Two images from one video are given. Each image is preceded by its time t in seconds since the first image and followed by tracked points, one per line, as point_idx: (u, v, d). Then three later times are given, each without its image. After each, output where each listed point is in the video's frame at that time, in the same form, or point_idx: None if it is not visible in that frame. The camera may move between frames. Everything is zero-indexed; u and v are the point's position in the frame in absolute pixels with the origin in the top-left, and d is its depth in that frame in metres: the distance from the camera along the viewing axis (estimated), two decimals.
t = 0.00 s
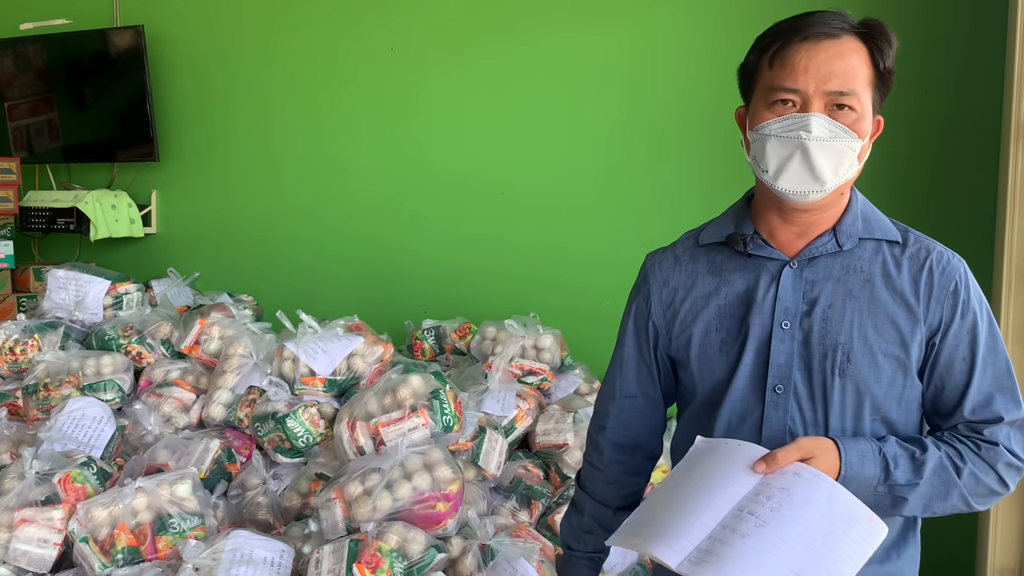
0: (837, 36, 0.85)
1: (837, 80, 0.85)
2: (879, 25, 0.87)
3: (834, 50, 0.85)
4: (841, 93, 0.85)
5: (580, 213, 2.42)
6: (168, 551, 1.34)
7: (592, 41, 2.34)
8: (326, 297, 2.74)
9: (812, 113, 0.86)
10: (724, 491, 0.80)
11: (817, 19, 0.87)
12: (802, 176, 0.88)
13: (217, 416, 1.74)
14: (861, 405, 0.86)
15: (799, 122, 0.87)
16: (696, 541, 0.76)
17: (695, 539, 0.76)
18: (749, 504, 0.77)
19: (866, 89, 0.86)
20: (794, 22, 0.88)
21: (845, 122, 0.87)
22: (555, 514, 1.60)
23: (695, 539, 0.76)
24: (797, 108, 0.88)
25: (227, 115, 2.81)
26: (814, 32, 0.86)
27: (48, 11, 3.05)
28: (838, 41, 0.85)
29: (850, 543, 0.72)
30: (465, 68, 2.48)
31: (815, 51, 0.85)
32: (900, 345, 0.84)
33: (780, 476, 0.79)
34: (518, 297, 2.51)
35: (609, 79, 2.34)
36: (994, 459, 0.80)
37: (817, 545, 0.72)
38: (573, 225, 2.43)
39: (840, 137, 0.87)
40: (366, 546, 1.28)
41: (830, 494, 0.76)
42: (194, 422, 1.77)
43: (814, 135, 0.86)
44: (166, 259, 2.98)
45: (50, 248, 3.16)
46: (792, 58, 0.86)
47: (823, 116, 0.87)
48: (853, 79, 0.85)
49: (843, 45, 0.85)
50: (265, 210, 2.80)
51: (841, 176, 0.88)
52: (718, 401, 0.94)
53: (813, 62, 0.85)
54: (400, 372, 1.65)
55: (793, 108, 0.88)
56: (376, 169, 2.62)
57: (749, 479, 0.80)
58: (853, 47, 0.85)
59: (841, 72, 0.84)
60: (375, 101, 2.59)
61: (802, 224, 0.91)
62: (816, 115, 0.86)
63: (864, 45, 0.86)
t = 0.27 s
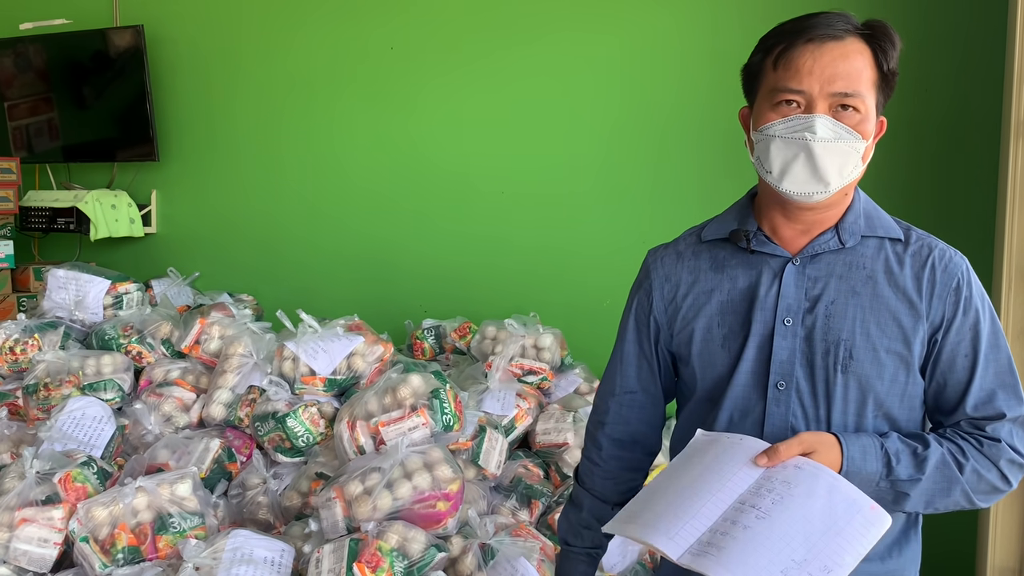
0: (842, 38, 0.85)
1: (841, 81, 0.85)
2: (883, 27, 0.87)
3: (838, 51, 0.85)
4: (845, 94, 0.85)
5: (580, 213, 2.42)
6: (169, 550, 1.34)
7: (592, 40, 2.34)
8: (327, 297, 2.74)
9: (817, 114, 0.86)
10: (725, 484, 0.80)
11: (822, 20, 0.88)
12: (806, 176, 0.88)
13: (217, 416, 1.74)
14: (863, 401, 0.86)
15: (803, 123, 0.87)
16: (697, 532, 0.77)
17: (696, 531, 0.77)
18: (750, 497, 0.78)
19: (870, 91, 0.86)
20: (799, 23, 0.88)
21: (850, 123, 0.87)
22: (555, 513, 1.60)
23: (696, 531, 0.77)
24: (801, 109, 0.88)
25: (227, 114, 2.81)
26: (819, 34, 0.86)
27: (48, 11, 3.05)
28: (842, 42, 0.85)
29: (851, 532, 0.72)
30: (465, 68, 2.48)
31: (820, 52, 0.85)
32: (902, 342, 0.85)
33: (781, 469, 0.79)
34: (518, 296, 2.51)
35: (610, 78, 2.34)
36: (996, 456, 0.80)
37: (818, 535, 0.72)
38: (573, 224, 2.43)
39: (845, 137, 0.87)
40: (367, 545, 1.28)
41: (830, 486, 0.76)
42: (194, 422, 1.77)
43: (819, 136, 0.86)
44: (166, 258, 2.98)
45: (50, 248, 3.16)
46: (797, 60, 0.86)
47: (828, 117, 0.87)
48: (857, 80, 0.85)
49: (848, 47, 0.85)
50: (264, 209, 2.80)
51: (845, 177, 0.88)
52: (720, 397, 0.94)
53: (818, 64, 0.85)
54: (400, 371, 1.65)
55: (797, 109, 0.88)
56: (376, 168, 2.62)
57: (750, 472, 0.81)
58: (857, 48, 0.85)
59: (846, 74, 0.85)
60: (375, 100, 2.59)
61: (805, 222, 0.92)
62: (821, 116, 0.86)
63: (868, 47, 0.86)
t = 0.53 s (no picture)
0: (840, 38, 0.85)
1: (840, 81, 0.85)
2: (881, 26, 0.87)
3: (837, 51, 0.85)
4: (844, 94, 0.85)
5: (580, 212, 2.42)
6: (169, 549, 1.34)
7: (592, 39, 2.34)
8: (327, 296, 2.74)
9: (815, 114, 0.86)
10: (725, 482, 0.81)
11: (820, 20, 0.88)
12: (805, 176, 0.88)
13: (217, 415, 1.74)
14: (862, 400, 0.86)
15: (802, 124, 0.87)
16: (698, 531, 0.77)
17: (696, 530, 0.77)
18: (750, 496, 0.78)
19: (868, 90, 0.86)
20: (797, 23, 0.88)
21: (848, 122, 0.87)
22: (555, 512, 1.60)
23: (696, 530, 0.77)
24: (800, 109, 0.88)
25: (227, 114, 2.81)
26: (817, 34, 0.86)
27: (47, 11, 3.05)
28: (840, 42, 0.85)
29: (850, 537, 0.72)
30: (465, 67, 2.48)
31: (818, 53, 0.85)
32: (902, 341, 0.85)
33: (781, 468, 0.79)
34: (518, 295, 2.51)
35: (610, 78, 2.34)
36: (995, 454, 0.80)
37: (818, 539, 0.72)
38: (573, 223, 2.43)
39: (844, 137, 0.87)
40: (367, 544, 1.28)
41: (830, 488, 0.76)
42: (194, 421, 1.77)
43: (817, 136, 0.87)
44: (166, 258, 2.98)
45: (50, 247, 3.16)
46: (795, 60, 0.86)
47: (826, 118, 0.87)
48: (856, 80, 0.85)
49: (846, 47, 0.85)
50: (264, 209, 2.80)
51: (844, 176, 0.88)
52: (720, 396, 0.94)
53: (816, 64, 0.85)
54: (400, 370, 1.65)
55: (796, 109, 0.88)
56: (376, 168, 2.62)
57: (750, 470, 0.81)
58: (855, 48, 0.85)
59: (844, 74, 0.85)
60: (375, 100, 2.60)
61: (805, 221, 0.92)
62: (819, 116, 0.86)
63: (866, 46, 0.86)
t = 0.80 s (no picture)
0: (836, 34, 0.85)
1: (836, 77, 0.85)
2: (877, 23, 0.87)
3: (833, 47, 0.85)
4: (841, 89, 0.85)
5: (579, 211, 2.42)
6: (169, 549, 1.33)
7: (591, 38, 2.34)
8: (326, 295, 2.74)
9: (812, 109, 0.86)
10: (721, 481, 0.81)
11: (816, 17, 0.87)
12: (801, 172, 0.88)
13: (217, 414, 1.74)
14: (858, 398, 0.86)
15: (799, 119, 0.87)
16: (694, 531, 0.77)
17: (693, 530, 0.77)
18: (746, 493, 0.78)
19: (864, 87, 0.86)
20: (793, 20, 0.88)
21: (845, 118, 0.87)
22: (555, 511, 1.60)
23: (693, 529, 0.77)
24: (796, 105, 0.88)
25: (226, 114, 2.81)
26: (814, 29, 0.86)
27: (47, 10, 3.05)
28: (837, 38, 0.85)
29: (847, 529, 0.71)
30: (464, 66, 2.48)
31: (814, 48, 0.85)
32: (898, 339, 0.84)
33: (777, 466, 0.79)
34: (517, 295, 2.51)
35: (609, 77, 2.34)
36: (991, 452, 0.80)
37: (814, 532, 0.72)
38: (572, 222, 2.43)
39: (840, 133, 0.87)
40: (366, 543, 1.28)
41: (826, 483, 0.76)
42: (193, 420, 1.77)
43: (814, 131, 0.86)
44: (165, 257, 2.98)
45: (50, 247, 3.16)
46: (792, 55, 0.86)
47: (823, 113, 0.87)
48: (852, 76, 0.85)
49: (842, 42, 0.85)
50: (263, 208, 2.80)
51: (840, 173, 0.88)
52: (717, 394, 0.94)
53: (813, 59, 0.85)
54: (399, 369, 1.65)
55: (792, 105, 0.88)
56: (375, 167, 2.62)
57: (746, 469, 0.81)
58: (852, 44, 0.85)
59: (841, 69, 0.84)
60: (374, 99, 2.59)
61: (801, 219, 0.91)
62: (816, 111, 0.86)
63: (862, 43, 0.86)
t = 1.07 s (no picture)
0: (829, 33, 0.85)
1: (829, 76, 0.85)
2: (870, 21, 0.87)
3: (826, 46, 0.85)
4: (834, 89, 0.85)
5: (578, 210, 2.41)
6: (168, 548, 1.33)
7: (590, 37, 2.33)
8: (325, 295, 2.74)
9: (806, 109, 0.86)
10: (717, 474, 0.81)
11: (809, 16, 0.87)
12: (796, 171, 0.87)
13: (216, 413, 1.74)
14: (855, 395, 0.86)
15: (793, 119, 0.86)
16: (690, 519, 0.77)
17: (689, 518, 0.77)
18: (742, 484, 0.78)
19: (858, 85, 0.86)
20: (787, 19, 0.88)
21: (839, 117, 0.87)
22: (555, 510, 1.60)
23: (689, 518, 0.77)
24: (790, 105, 0.87)
25: (225, 113, 2.81)
26: (807, 29, 0.86)
27: (46, 9, 3.05)
28: (830, 37, 0.85)
29: (842, 521, 0.72)
30: (463, 65, 2.47)
31: (807, 48, 0.85)
32: (895, 337, 0.84)
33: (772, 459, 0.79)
34: (517, 294, 2.51)
35: (608, 76, 2.33)
36: (988, 449, 0.79)
37: (811, 523, 0.72)
38: (571, 221, 2.42)
39: (835, 132, 0.86)
40: (366, 542, 1.28)
41: (822, 476, 0.76)
42: (192, 420, 1.76)
43: (808, 131, 0.86)
44: (164, 257, 2.97)
45: (48, 246, 3.15)
46: (785, 56, 0.85)
47: (817, 112, 0.86)
48: (845, 75, 0.84)
49: (835, 42, 0.85)
50: (262, 208, 2.79)
51: (836, 171, 0.87)
52: (714, 393, 0.94)
53: (806, 59, 0.85)
54: (398, 368, 1.65)
55: (786, 105, 0.88)
56: (374, 166, 2.62)
57: (742, 463, 0.81)
58: (845, 43, 0.85)
59: (834, 69, 0.84)
60: (373, 98, 2.59)
61: (797, 218, 0.91)
62: (810, 111, 0.86)
63: (855, 41, 0.86)
